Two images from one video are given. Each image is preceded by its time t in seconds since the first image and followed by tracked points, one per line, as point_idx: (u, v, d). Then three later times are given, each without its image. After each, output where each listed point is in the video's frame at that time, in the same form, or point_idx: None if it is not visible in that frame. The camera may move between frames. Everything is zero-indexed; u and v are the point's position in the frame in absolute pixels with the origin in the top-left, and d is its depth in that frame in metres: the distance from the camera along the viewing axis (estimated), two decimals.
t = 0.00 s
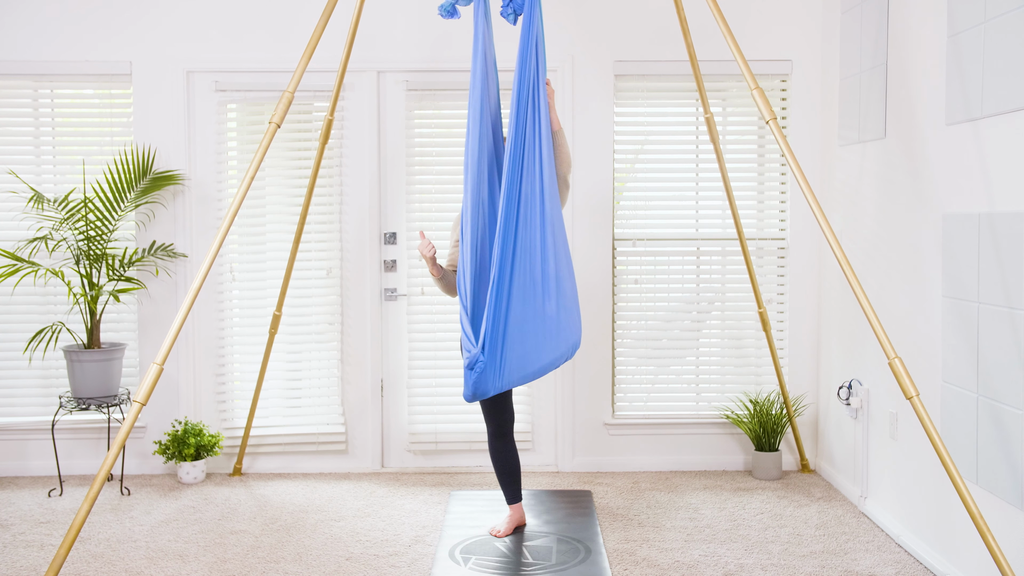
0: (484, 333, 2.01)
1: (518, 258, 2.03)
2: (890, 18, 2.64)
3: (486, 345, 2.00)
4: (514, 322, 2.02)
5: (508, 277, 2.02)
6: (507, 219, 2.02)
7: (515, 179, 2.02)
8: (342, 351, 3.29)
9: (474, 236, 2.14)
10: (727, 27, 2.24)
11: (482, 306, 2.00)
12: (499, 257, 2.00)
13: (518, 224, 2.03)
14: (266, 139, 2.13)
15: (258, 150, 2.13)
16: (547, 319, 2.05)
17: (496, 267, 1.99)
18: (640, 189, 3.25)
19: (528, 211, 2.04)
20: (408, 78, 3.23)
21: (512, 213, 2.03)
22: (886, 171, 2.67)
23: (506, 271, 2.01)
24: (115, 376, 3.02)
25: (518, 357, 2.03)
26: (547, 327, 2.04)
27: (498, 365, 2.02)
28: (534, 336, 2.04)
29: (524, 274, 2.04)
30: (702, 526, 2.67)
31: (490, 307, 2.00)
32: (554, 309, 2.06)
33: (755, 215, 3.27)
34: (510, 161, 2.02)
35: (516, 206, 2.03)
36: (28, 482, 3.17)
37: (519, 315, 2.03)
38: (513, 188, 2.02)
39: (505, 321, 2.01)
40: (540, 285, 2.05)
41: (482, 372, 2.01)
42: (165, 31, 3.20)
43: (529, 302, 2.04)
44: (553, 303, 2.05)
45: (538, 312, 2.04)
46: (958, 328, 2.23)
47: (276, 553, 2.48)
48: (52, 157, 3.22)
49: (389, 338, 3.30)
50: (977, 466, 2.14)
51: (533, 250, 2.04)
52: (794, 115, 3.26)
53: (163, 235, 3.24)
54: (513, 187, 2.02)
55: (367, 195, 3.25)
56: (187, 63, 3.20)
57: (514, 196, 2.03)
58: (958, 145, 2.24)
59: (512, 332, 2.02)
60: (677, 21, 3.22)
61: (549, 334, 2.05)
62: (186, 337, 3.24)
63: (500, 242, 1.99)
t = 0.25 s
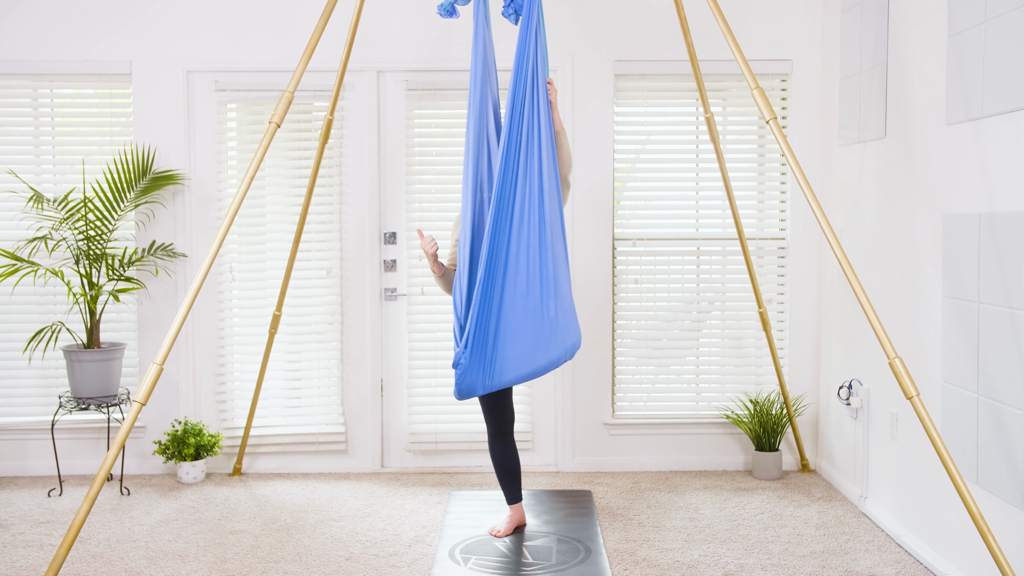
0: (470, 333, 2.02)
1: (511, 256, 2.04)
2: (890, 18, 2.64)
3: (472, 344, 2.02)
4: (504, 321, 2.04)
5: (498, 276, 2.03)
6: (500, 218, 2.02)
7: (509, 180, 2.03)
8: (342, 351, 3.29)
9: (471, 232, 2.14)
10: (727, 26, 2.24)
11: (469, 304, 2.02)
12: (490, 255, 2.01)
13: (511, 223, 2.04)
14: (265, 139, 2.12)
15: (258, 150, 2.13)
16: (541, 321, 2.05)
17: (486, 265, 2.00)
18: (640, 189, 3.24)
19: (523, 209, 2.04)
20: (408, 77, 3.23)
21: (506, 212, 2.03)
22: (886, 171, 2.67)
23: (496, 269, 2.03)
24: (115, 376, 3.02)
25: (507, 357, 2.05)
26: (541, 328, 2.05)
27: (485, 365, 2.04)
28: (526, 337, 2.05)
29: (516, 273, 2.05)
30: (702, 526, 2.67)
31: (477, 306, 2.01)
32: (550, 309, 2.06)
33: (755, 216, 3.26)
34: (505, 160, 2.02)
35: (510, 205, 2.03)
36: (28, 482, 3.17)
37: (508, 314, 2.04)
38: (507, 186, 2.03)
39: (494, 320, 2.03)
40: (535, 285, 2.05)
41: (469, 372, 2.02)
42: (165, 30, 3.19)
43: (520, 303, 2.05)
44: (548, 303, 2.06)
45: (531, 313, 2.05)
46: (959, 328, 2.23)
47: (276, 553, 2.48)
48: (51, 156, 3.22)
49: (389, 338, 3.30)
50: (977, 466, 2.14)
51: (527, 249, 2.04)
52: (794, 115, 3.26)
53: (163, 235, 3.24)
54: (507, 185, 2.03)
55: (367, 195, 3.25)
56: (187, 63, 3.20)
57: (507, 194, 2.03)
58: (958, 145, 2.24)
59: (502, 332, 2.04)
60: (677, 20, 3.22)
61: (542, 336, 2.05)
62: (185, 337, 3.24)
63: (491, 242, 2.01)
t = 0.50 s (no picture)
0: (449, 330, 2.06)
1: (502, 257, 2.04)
2: (890, 17, 2.64)
3: (455, 342, 2.05)
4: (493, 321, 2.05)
5: (486, 276, 2.05)
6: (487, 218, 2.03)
7: (501, 181, 2.04)
8: (342, 351, 3.29)
9: (465, 231, 2.16)
10: (727, 26, 2.24)
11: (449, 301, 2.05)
12: (479, 256, 2.03)
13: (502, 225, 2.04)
14: (265, 139, 2.12)
15: (258, 149, 2.12)
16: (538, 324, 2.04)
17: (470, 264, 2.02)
18: (640, 188, 3.24)
19: (515, 210, 2.04)
20: (408, 77, 3.23)
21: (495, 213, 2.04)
22: (886, 171, 2.67)
23: (486, 271, 2.04)
24: (114, 376, 3.02)
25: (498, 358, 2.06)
26: (536, 330, 2.04)
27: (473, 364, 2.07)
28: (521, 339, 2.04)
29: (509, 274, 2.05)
30: (702, 525, 2.67)
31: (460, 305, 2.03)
32: (549, 312, 2.05)
33: (755, 216, 3.26)
34: (495, 161, 2.03)
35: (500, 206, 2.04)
36: (27, 482, 3.17)
37: (499, 315, 2.05)
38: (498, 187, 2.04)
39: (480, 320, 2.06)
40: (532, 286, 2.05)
41: (452, 370, 2.06)
42: (165, 30, 3.19)
43: (516, 305, 2.04)
44: (546, 305, 2.05)
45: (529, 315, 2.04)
46: (959, 328, 2.23)
47: (276, 553, 2.48)
48: (51, 156, 3.22)
49: (389, 338, 3.29)
50: (977, 466, 2.14)
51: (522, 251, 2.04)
52: (794, 114, 3.25)
53: (163, 235, 3.23)
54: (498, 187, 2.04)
55: (367, 195, 3.25)
56: (186, 62, 3.20)
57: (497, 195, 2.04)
58: (958, 144, 2.24)
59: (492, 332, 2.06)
60: (677, 20, 3.22)
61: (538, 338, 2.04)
62: (185, 337, 3.24)
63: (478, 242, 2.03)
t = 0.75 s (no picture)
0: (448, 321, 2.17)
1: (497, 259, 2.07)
2: (890, 17, 2.64)
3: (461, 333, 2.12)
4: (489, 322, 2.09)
5: (482, 277, 2.09)
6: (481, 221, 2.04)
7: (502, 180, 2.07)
8: (342, 351, 3.29)
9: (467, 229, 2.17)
10: (727, 26, 2.24)
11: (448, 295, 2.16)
12: (485, 252, 2.09)
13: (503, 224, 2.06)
14: (265, 139, 2.12)
15: (257, 149, 2.12)
16: (531, 329, 2.03)
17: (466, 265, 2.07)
18: (640, 188, 3.24)
19: (511, 213, 2.05)
20: (408, 77, 3.23)
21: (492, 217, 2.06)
22: (887, 170, 2.66)
23: (491, 269, 2.08)
24: (114, 376, 3.02)
25: (493, 358, 2.09)
26: (530, 335, 2.03)
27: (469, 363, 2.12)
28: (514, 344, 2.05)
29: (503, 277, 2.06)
30: (702, 525, 2.67)
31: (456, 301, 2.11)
32: (546, 318, 2.03)
33: (755, 215, 3.26)
34: (497, 160, 2.06)
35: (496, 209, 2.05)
36: (27, 482, 3.16)
37: (496, 314, 2.08)
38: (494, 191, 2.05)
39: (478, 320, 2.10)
40: (525, 292, 2.04)
41: (456, 358, 2.14)
42: (164, 29, 3.19)
43: (509, 307, 2.05)
44: (540, 312, 2.03)
45: (522, 319, 2.04)
46: (960, 328, 2.22)
47: (276, 553, 2.48)
48: (51, 156, 3.21)
49: (389, 338, 3.29)
50: (977, 466, 2.14)
51: (516, 255, 2.04)
52: (794, 114, 3.25)
53: (163, 235, 3.23)
54: (495, 190, 2.07)
55: (367, 195, 3.25)
56: (186, 62, 3.19)
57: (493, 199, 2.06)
58: (958, 145, 2.23)
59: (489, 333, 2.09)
60: (677, 20, 3.21)
61: (529, 345, 2.03)
62: (185, 337, 3.24)
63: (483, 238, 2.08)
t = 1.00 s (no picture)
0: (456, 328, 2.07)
1: (497, 257, 2.06)
2: (890, 16, 2.64)
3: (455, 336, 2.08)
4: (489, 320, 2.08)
5: (482, 277, 2.07)
6: (480, 219, 2.03)
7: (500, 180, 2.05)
8: (342, 350, 3.29)
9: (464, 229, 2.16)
10: (727, 26, 2.24)
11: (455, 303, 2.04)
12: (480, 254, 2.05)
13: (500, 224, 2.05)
14: (265, 139, 2.12)
15: (257, 149, 2.12)
16: (529, 328, 2.04)
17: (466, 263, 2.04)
18: (640, 188, 3.24)
19: (510, 211, 2.04)
20: (408, 76, 3.22)
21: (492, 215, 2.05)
22: (887, 170, 2.66)
23: (487, 270, 2.07)
24: (114, 376, 3.01)
25: (492, 356, 2.10)
26: (529, 335, 2.04)
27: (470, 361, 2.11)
28: (513, 342, 2.06)
29: (502, 275, 2.06)
30: (702, 525, 2.67)
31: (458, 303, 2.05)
32: (543, 318, 2.03)
33: (755, 215, 3.26)
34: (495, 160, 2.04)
35: (495, 207, 2.05)
36: (27, 482, 3.16)
37: (495, 315, 2.08)
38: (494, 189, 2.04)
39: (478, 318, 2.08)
40: (524, 291, 2.04)
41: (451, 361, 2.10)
42: (164, 29, 3.19)
43: (507, 307, 2.06)
44: (538, 311, 2.03)
45: (521, 319, 2.04)
46: (960, 328, 2.22)
47: (276, 553, 2.48)
48: (50, 156, 3.21)
49: (389, 338, 3.29)
50: (978, 466, 2.14)
51: (514, 254, 2.04)
52: (794, 114, 3.25)
53: (162, 235, 3.23)
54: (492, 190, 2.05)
55: (367, 194, 3.25)
56: (186, 61, 3.19)
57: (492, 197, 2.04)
58: (958, 144, 2.23)
59: (489, 331, 2.09)
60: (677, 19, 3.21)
61: (527, 343, 2.04)
62: (184, 337, 3.24)
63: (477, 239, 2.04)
